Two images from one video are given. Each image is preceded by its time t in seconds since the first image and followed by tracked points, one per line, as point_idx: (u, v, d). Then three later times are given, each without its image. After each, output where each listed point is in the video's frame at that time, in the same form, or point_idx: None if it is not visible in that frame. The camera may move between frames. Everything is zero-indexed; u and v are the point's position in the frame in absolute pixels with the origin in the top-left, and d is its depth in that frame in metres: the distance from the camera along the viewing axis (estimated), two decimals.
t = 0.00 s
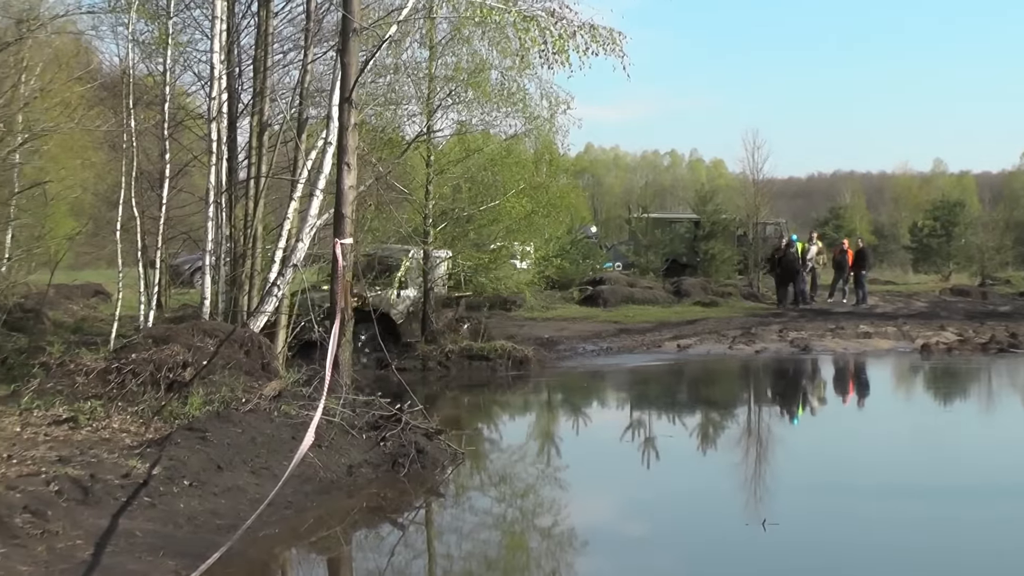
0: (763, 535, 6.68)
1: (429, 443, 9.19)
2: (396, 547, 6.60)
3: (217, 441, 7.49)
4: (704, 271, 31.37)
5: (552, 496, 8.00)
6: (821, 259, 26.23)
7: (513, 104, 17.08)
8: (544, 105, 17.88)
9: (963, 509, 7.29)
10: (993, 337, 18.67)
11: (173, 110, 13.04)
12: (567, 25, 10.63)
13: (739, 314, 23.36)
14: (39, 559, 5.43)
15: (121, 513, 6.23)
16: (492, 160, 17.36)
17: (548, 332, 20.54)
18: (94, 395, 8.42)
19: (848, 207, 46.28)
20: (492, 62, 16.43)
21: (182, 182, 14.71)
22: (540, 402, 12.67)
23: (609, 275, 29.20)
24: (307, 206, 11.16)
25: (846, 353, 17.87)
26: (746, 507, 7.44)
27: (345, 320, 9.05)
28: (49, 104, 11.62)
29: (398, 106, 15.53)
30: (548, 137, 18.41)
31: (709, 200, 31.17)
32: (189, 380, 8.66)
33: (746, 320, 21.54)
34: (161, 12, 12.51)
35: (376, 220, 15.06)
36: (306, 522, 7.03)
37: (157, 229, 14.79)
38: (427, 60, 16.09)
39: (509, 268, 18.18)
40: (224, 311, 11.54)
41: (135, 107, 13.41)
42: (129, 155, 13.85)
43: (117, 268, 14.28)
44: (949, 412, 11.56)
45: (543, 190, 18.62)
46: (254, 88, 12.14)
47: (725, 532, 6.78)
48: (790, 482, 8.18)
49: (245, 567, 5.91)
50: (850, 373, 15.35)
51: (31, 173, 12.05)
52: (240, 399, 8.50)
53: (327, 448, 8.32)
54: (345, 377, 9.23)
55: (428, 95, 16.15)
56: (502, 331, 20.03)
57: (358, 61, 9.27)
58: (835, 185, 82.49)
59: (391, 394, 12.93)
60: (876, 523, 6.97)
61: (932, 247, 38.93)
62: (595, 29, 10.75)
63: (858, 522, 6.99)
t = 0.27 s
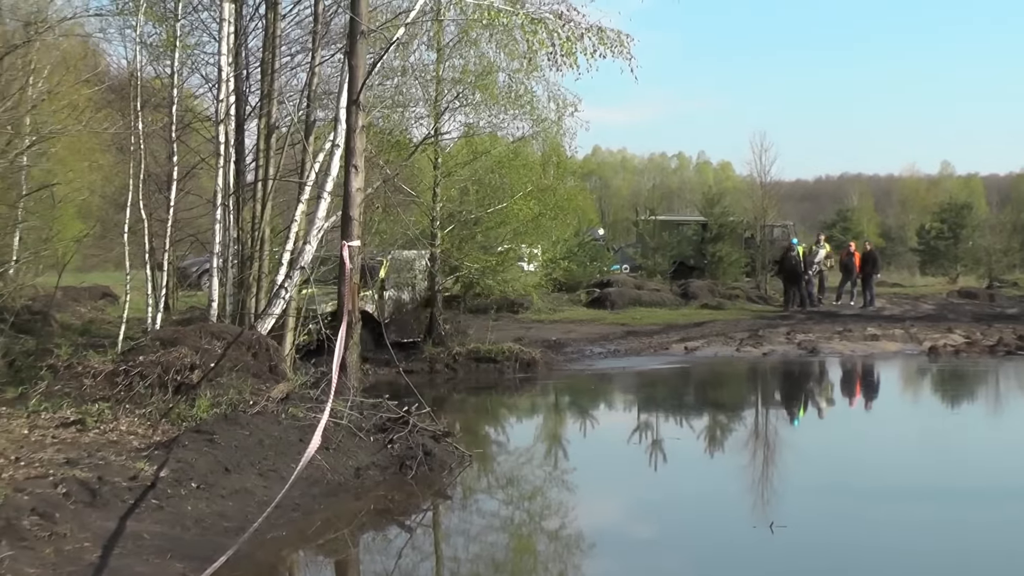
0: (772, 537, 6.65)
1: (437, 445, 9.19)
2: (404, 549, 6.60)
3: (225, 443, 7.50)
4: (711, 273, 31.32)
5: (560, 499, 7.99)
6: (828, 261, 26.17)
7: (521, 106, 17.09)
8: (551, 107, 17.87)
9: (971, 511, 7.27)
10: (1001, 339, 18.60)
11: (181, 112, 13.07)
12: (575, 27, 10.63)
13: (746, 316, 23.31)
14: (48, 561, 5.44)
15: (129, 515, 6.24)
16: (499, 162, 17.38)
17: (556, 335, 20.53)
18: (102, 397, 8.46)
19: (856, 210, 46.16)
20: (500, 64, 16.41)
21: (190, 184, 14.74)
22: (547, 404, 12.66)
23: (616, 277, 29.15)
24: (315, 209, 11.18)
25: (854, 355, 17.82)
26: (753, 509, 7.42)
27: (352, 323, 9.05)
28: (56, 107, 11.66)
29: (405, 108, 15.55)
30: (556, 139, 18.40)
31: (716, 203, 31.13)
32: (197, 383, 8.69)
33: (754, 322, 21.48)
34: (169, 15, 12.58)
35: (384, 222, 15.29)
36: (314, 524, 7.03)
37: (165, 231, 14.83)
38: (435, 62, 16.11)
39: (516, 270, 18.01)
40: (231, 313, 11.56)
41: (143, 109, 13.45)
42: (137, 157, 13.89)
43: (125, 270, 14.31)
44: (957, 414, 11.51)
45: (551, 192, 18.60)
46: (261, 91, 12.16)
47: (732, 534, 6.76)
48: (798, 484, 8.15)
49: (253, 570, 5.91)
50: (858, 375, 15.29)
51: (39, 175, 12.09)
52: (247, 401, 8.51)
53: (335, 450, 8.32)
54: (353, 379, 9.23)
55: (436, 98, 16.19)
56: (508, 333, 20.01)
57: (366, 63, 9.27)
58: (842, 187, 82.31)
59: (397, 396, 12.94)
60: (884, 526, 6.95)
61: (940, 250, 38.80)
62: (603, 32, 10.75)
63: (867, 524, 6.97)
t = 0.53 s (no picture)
0: (779, 539, 6.62)
1: (443, 447, 9.18)
2: (411, 552, 6.59)
3: (231, 445, 7.50)
4: (718, 275, 31.25)
5: (567, 501, 7.97)
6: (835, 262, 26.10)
7: (527, 108, 17.08)
8: (558, 109, 17.84)
9: (980, 512, 7.22)
10: (1009, 341, 18.52)
11: (188, 114, 13.09)
12: (581, 29, 10.62)
13: (753, 318, 23.24)
14: (54, 563, 5.44)
15: (136, 517, 6.25)
16: (506, 164, 17.39)
17: (562, 336, 20.51)
18: (109, 399, 8.48)
19: (863, 211, 46.03)
20: (506, 66, 16.41)
21: (196, 186, 14.76)
22: (554, 406, 12.64)
23: (623, 279, 29.10)
24: (322, 211, 11.19)
25: (861, 357, 17.76)
26: (760, 511, 7.38)
27: (359, 325, 9.05)
28: (63, 109, 11.68)
29: (411, 110, 15.55)
30: (563, 141, 18.38)
31: (723, 205, 31.04)
32: (204, 385, 8.69)
33: (760, 324, 21.41)
34: (175, 17, 12.61)
35: (390, 224, 15.34)
36: (321, 526, 7.02)
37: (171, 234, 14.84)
38: (441, 64, 16.11)
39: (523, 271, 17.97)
40: (238, 315, 11.56)
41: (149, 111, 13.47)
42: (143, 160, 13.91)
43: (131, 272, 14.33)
44: (966, 415, 11.46)
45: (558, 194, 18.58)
46: (268, 93, 12.18)
47: (740, 535, 6.73)
48: (805, 486, 8.12)
49: (259, 572, 5.90)
50: (866, 377, 15.24)
51: (45, 177, 12.12)
52: (254, 403, 8.51)
53: (342, 452, 8.32)
54: (359, 381, 9.23)
55: (442, 99, 16.19)
56: (515, 335, 19.98)
57: (372, 65, 9.28)
58: (849, 189, 82.12)
59: (403, 398, 12.92)
60: (892, 527, 6.91)
61: (947, 251, 38.66)
62: (609, 33, 10.74)
63: (875, 526, 6.93)
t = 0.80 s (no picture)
0: (788, 540, 6.59)
1: (452, 448, 9.19)
2: (420, 553, 6.58)
3: (240, 447, 7.52)
4: (726, 276, 31.17)
5: (575, 502, 7.96)
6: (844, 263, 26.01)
7: (535, 109, 17.06)
8: (566, 110, 17.82)
9: (990, 513, 7.17)
10: (1018, 342, 18.44)
11: (197, 116, 13.13)
12: (589, 30, 10.61)
13: (762, 319, 23.19)
14: (64, 564, 5.46)
15: (146, 518, 6.26)
16: (514, 165, 17.42)
17: (571, 338, 20.48)
18: (118, 400, 8.52)
19: (871, 213, 45.91)
20: (514, 68, 16.40)
21: (206, 187, 14.78)
22: (563, 407, 12.63)
23: (632, 280, 29.06)
24: (331, 212, 11.22)
25: (870, 358, 17.70)
26: (769, 512, 7.35)
27: (367, 326, 9.06)
28: (73, 111, 11.73)
29: (420, 112, 15.56)
30: (571, 143, 18.36)
31: (732, 206, 30.87)
32: (213, 386, 8.71)
33: (769, 325, 21.36)
34: (184, 19, 12.65)
35: (399, 225, 15.37)
36: (330, 527, 7.03)
37: (180, 235, 14.89)
38: (450, 65, 16.11)
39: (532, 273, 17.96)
40: (248, 317, 11.58)
41: (159, 113, 13.51)
42: (153, 162, 13.94)
43: (141, 273, 14.36)
44: (976, 416, 11.42)
45: (566, 196, 18.57)
46: (277, 94, 12.19)
47: (748, 537, 6.71)
48: (814, 487, 8.08)
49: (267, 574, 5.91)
50: (875, 378, 15.19)
51: (55, 179, 12.17)
52: (263, 405, 8.52)
53: (350, 453, 8.33)
54: (368, 383, 9.24)
55: (451, 101, 16.19)
56: (523, 336, 19.97)
57: (380, 66, 9.27)
58: (858, 189, 81.91)
59: (411, 400, 12.93)
60: (902, 528, 6.87)
61: (955, 252, 38.51)
62: (617, 34, 10.72)
63: (884, 527, 6.89)
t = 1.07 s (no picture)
0: (795, 540, 6.55)
1: (459, 448, 9.19)
2: (427, 552, 6.58)
3: (247, 446, 7.53)
4: (733, 276, 31.12)
5: (581, 502, 7.94)
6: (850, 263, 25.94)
7: (542, 109, 17.05)
8: (573, 110, 17.79)
9: (999, 514, 7.13)
10: None
11: (204, 116, 13.14)
12: (596, 30, 10.59)
13: (769, 319, 23.12)
14: (71, 564, 5.48)
15: (153, 518, 6.27)
16: (521, 165, 17.42)
17: (578, 337, 20.47)
18: (125, 400, 8.54)
19: (879, 212, 45.79)
20: (521, 67, 16.39)
21: (212, 187, 14.80)
22: (570, 407, 12.61)
23: (639, 280, 29.03)
24: (338, 212, 11.21)
25: (877, 358, 17.66)
26: (776, 512, 7.32)
27: (375, 325, 9.07)
28: (79, 110, 11.75)
29: (427, 111, 15.55)
30: (578, 142, 18.34)
31: (739, 205, 30.79)
32: (220, 386, 8.72)
33: (776, 324, 21.30)
34: (191, 18, 12.67)
35: (405, 225, 15.21)
36: (337, 527, 7.03)
37: (187, 235, 14.90)
38: (456, 65, 16.11)
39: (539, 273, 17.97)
40: (256, 317, 11.59)
41: (165, 112, 13.54)
42: (160, 161, 13.97)
43: (148, 273, 14.40)
44: (983, 415, 11.37)
45: (573, 195, 18.57)
46: (284, 94, 12.21)
47: (755, 537, 6.67)
48: (821, 487, 8.04)
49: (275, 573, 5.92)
50: (882, 377, 15.15)
51: (61, 179, 12.20)
52: (270, 404, 8.53)
53: (358, 453, 8.34)
54: (375, 382, 9.24)
55: (457, 100, 16.20)
56: (530, 336, 19.94)
57: (388, 66, 9.27)
58: (864, 189, 81.69)
59: (418, 399, 12.92)
60: (910, 529, 6.82)
61: (962, 251, 38.36)
62: (624, 34, 10.71)
63: (892, 527, 6.85)
